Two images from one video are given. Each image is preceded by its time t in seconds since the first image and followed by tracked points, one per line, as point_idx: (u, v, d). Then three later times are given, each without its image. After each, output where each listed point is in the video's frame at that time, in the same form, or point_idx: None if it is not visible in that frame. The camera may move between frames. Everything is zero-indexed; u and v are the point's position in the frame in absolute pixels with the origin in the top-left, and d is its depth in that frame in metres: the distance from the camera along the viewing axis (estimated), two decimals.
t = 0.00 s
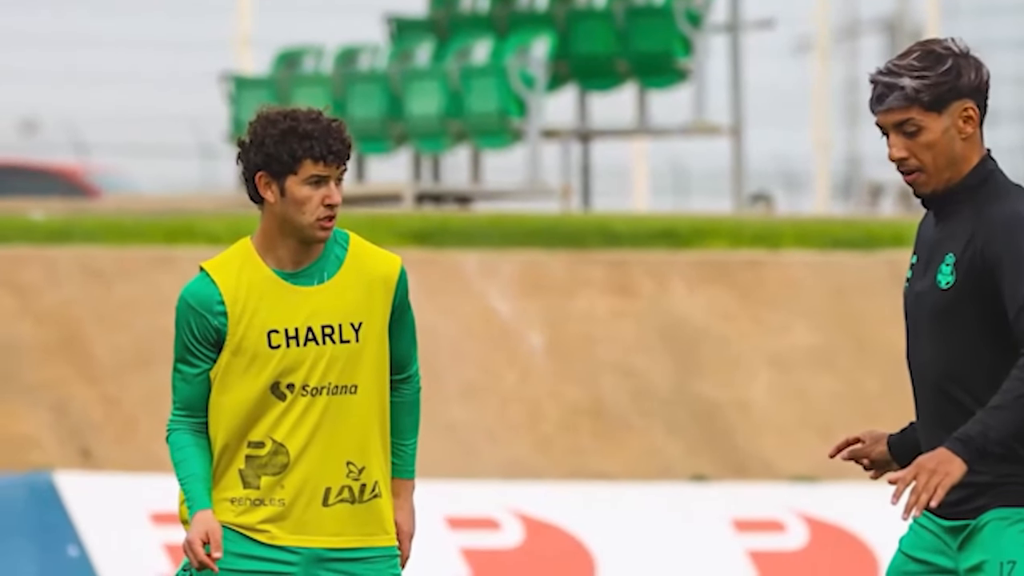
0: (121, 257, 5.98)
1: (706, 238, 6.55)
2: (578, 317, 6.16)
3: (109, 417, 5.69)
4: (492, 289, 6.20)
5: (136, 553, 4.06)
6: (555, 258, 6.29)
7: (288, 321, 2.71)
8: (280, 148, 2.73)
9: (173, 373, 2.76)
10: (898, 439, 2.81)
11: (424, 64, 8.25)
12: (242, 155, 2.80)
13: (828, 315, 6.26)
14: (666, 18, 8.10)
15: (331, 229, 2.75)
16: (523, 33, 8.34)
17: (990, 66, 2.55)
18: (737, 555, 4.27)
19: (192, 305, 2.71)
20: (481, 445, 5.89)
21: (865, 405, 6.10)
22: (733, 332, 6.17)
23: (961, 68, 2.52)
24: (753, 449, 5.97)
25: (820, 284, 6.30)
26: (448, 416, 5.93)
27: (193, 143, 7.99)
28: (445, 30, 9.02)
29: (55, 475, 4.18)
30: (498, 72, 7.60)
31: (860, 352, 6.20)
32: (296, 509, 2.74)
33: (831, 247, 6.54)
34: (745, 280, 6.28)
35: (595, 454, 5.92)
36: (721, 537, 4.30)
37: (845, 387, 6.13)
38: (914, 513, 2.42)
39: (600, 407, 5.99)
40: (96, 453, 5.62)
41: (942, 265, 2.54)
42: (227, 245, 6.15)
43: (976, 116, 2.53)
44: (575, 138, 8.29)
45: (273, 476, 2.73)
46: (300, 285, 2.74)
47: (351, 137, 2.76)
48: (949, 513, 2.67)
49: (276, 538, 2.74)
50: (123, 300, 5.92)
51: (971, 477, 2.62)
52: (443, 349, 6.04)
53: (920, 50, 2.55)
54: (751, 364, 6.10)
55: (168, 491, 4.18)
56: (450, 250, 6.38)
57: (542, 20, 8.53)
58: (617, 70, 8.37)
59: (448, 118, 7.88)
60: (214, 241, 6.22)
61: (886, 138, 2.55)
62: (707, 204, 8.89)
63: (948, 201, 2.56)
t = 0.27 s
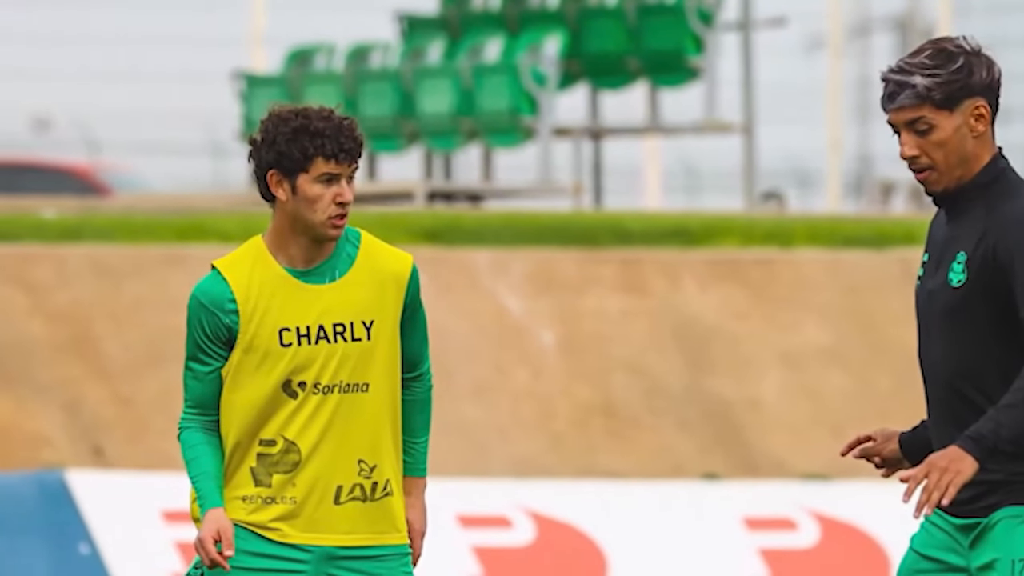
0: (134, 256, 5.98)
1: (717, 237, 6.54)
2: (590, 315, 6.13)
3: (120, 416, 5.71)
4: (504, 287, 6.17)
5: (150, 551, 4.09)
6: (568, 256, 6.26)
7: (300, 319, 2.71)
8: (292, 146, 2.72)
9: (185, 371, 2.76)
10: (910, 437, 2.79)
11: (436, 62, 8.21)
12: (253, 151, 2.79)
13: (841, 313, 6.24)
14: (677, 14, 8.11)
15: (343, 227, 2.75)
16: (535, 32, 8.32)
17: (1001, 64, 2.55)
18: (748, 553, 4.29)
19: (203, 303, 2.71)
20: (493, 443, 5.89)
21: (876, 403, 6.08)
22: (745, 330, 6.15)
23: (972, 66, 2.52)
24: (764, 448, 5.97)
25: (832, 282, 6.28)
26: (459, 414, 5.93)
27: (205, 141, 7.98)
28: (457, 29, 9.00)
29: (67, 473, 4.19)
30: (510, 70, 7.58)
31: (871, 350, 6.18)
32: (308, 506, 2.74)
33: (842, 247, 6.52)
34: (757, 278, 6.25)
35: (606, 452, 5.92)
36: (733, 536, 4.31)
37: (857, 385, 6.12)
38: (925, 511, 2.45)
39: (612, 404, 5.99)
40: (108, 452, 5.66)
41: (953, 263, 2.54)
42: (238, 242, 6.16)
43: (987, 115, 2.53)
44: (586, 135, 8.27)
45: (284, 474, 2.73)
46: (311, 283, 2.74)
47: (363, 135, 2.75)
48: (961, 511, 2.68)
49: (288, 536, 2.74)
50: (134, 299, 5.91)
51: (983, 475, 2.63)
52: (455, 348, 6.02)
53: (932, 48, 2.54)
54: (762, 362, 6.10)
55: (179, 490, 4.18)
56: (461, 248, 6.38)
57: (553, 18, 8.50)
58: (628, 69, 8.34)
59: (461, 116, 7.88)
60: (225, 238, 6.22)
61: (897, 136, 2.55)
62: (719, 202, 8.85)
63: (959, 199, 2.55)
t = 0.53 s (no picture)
0: (145, 254, 5.98)
1: (728, 235, 6.54)
2: (601, 313, 6.12)
3: (131, 414, 5.72)
4: (515, 284, 6.17)
5: (162, 549, 4.10)
6: (579, 253, 6.25)
7: (311, 317, 2.71)
8: (303, 143, 2.72)
9: (196, 369, 2.76)
10: (921, 434, 2.78)
11: (447, 60, 8.24)
12: (265, 150, 2.79)
13: (853, 312, 6.22)
14: (688, 13, 8.08)
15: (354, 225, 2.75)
16: (546, 30, 8.30)
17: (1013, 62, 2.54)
18: (760, 551, 4.28)
19: (214, 301, 2.70)
20: (504, 440, 5.89)
21: (888, 401, 6.06)
22: (756, 328, 6.14)
23: (984, 64, 2.51)
24: (776, 445, 5.96)
25: (842, 279, 6.27)
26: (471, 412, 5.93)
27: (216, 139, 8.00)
28: (469, 27, 8.93)
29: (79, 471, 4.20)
30: (521, 68, 7.58)
31: (883, 349, 6.16)
32: (319, 505, 2.74)
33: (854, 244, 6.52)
34: (769, 276, 6.24)
35: (618, 449, 5.93)
36: (744, 535, 4.30)
37: (869, 383, 6.10)
38: (937, 509, 2.44)
39: (623, 402, 5.98)
40: (119, 450, 5.67)
41: (965, 261, 2.53)
42: (249, 241, 6.17)
43: (999, 112, 2.51)
44: (598, 134, 8.27)
45: (296, 472, 2.73)
46: (323, 281, 2.74)
47: (374, 133, 2.75)
48: (973, 509, 2.67)
49: (298, 534, 2.74)
50: (145, 297, 5.92)
51: (995, 473, 2.62)
52: (467, 346, 6.01)
53: (944, 45, 2.53)
54: (774, 359, 6.08)
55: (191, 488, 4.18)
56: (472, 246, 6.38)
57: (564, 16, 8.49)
58: (639, 67, 8.35)
59: (471, 114, 7.88)
60: (237, 236, 6.24)
61: (909, 135, 2.54)
62: (730, 200, 8.84)
63: (971, 197, 2.54)
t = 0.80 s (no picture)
0: (157, 252, 5.97)
1: (740, 232, 6.54)
2: (612, 312, 6.10)
3: (143, 412, 5.74)
4: (526, 282, 6.13)
5: (174, 546, 4.10)
6: (591, 252, 6.19)
7: (322, 315, 2.71)
8: (315, 142, 2.72)
9: (207, 367, 2.76)
10: (932, 433, 2.78)
11: (459, 58, 8.24)
12: (277, 147, 2.79)
13: (865, 310, 6.20)
14: (700, 12, 8.07)
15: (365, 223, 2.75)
16: (557, 28, 8.30)
17: None
18: (771, 548, 4.27)
19: (226, 299, 2.70)
20: (516, 438, 5.89)
21: (898, 399, 6.07)
22: (769, 327, 6.13)
23: (995, 62, 2.50)
24: (787, 443, 5.97)
25: (855, 276, 6.24)
26: (483, 410, 5.92)
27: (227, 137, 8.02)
28: (479, 24, 8.91)
29: (90, 470, 4.20)
30: (533, 67, 7.56)
31: (895, 347, 6.16)
32: (331, 503, 2.74)
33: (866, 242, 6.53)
34: (781, 274, 6.21)
35: (630, 449, 5.93)
36: (756, 532, 4.30)
37: (880, 381, 6.10)
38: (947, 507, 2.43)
39: (635, 400, 5.98)
40: (130, 448, 5.70)
41: (977, 259, 2.52)
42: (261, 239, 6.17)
43: (1010, 111, 2.50)
44: (609, 131, 8.27)
45: (308, 470, 2.73)
46: (334, 279, 2.74)
47: (385, 131, 2.74)
48: (984, 506, 2.66)
49: (310, 532, 2.74)
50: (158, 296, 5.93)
51: (1007, 470, 2.60)
52: (479, 349, 5.99)
53: (955, 43, 2.52)
54: (786, 358, 6.07)
55: (202, 487, 4.18)
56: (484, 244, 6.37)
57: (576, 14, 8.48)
58: (651, 64, 8.33)
59: (483, 112, 7.87)
60: (248, 235, 6.24)
61: (920, 133, 2.53)
62: (742, 197, 8.85)
63: (982, 195, 2.54)
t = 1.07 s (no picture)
0: (168, 250, 6.04)
1: (753, 231, 6.54)
2: (624, 308, 6.12)
3: (154, 410, 5.71)
4: (538, 280, 6.17)
5: (184, 543, 4.09)
6: (603, 249, 6.26)
7: (334, 313, 2.71)
8: (327, 140, 2.72)
9: (219, 365, 2.75)
10: (945, 431, 2.76)
11: (470, 55, 8.20)
12: (289, 146, 2.79)
13: (877, 308, 6.21)
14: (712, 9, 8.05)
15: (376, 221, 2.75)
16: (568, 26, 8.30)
17: None
18: (783, 546, 4.26)
19: (237, 297, 2.70)
20: (527, 437, 5.80)
21: (910, 397, 6.03)
22: (780, 325, 6.14)
23: (1007, 60, 2.49)
24: (799, 441, 5.91)
25: (865, 274, 6.26)
26: (494, 409, 5.86)
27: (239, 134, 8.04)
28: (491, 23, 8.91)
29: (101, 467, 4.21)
30: (544, 64, 7.56)
31: (906, 345, 6.15)
32: (342, 501, 2.74)
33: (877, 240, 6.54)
34: (792, 272, 6.25)
35: (640, 446, 5.86)
36: (767, 530, 4.28)
37: (892, 379, 6.07)
38: (958, 505, 2.42)
39: (646, 398, 5.95)
40: (141, 446, 5.64)
41: (988, 257, 2.51)
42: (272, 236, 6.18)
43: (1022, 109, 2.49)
44: (620, 130, 8.23)
45: (319, 468, 2.72)
46: (345, 277, 2.74)
47: (396, 129, 2.75)
48: (995, 505, 2.64)
49: (322, 530, 2.73)
50: (169, 294, 5.95)
51: (1018, 469, 2.59)
52: (490, 345, 5.98)
53: (967, 41, 2.51)
54: (797, 356, 6.07)
55: (212, 485, 4.18)
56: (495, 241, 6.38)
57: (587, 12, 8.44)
58: (662, 62, 8.33)
59: (494, 110, 7.85)
60: (260, 232, 6.26)
61: (932, 130, 2.52)
62: (752, 196, 8.71)
63: (993, 193, 2.53)
